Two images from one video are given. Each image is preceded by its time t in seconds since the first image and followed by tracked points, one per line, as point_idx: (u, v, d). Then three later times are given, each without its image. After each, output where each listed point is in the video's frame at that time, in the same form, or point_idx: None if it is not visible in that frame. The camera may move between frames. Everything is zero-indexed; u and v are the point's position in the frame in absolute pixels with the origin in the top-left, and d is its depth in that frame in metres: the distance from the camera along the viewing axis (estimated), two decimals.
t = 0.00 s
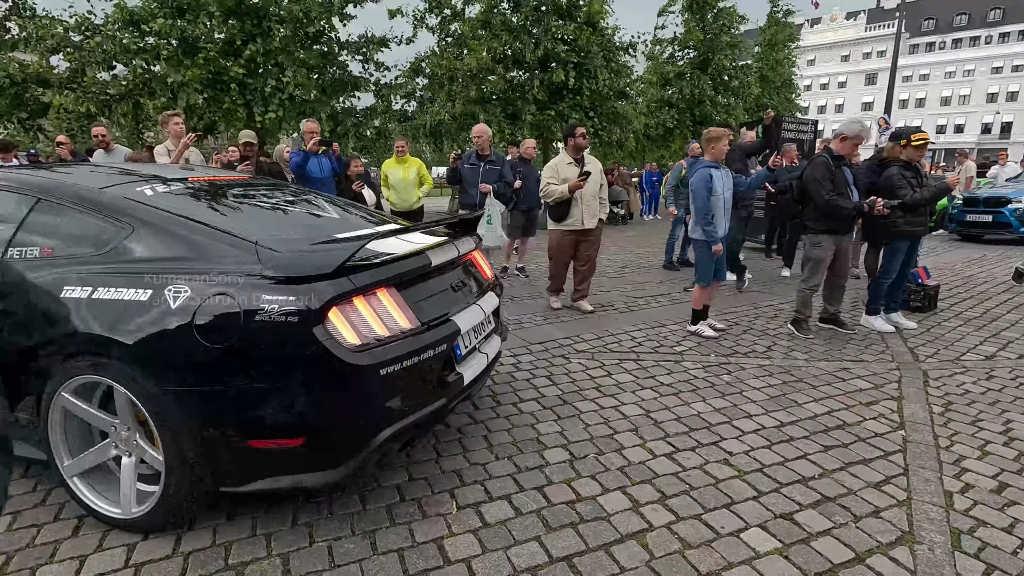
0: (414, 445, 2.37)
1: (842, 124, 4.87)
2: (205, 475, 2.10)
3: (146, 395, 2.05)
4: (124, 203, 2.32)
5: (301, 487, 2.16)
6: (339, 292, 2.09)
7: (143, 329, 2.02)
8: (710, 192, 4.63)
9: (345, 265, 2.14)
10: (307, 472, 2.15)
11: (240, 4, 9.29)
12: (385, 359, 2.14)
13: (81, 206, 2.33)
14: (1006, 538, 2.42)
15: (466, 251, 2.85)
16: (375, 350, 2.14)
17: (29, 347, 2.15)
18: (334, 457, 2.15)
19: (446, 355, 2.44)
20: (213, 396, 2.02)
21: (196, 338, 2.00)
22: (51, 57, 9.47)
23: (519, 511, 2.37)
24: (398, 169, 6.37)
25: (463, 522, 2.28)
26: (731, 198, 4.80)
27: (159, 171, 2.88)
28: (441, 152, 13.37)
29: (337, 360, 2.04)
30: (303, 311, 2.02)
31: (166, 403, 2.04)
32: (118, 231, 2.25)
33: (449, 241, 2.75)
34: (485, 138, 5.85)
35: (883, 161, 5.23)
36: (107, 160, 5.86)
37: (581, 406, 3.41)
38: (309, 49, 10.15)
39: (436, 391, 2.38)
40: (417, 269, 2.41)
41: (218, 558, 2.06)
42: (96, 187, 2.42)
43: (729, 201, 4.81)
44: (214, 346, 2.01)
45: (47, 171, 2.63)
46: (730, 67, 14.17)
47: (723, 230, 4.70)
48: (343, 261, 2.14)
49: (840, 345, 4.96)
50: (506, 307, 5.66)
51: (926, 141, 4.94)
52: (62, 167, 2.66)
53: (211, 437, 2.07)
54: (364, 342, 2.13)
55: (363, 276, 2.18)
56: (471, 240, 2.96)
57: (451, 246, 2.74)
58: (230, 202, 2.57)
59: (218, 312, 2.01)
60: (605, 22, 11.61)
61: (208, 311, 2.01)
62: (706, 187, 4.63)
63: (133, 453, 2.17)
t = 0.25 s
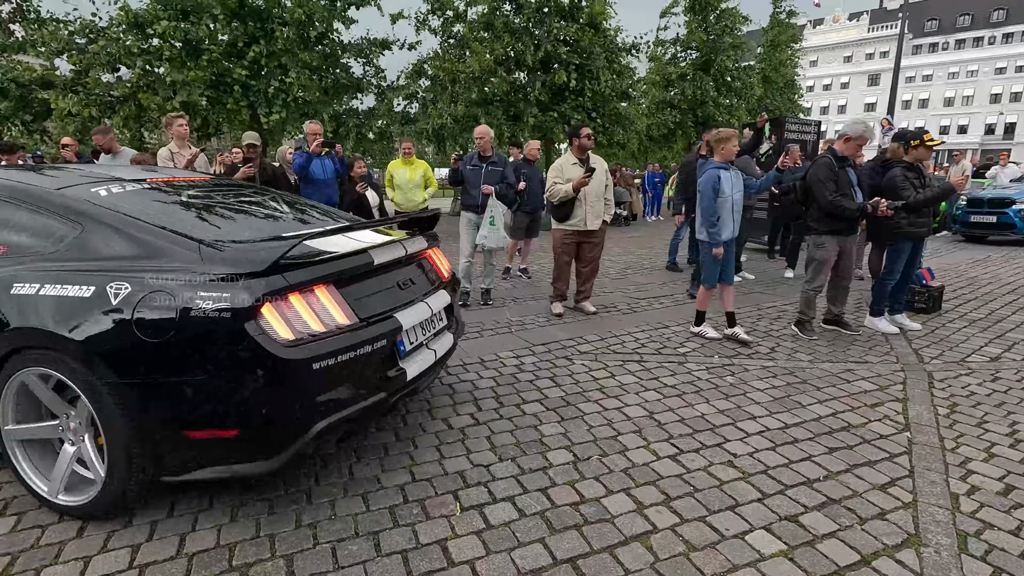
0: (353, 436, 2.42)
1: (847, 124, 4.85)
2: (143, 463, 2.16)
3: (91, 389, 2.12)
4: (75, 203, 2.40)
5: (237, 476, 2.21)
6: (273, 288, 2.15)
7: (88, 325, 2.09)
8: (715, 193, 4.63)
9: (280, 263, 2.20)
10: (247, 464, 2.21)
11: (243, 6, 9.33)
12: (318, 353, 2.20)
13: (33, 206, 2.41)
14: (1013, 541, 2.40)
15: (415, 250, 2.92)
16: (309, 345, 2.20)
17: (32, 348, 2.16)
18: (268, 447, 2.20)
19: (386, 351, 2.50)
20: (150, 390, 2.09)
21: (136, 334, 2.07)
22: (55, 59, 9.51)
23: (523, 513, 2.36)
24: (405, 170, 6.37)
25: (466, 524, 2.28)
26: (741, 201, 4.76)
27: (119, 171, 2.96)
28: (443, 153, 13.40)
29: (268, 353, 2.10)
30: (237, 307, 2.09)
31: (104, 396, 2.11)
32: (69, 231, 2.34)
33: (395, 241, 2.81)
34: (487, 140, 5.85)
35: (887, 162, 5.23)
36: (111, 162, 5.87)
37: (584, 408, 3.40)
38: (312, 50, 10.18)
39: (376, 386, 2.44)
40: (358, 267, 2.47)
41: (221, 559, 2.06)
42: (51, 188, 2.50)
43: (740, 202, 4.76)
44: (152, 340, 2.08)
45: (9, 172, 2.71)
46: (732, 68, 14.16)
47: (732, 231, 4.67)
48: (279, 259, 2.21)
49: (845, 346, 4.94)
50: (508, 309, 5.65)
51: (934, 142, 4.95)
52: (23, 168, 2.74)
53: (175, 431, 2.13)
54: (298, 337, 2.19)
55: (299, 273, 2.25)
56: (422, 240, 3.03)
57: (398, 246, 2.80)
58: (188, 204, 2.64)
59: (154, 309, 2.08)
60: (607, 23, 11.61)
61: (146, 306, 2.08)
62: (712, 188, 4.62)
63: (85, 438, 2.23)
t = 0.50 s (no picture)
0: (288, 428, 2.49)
1: (841, 126, 4.87)
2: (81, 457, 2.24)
3: (26, 383, 2.19)
4: (19, 202, 2.46)
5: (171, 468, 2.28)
6: (203, 285, 2.22)
7: (28, 323, 2.17)
8: (717, 194, 4.62)
9: (212, 261, 2.27)
10: (180, 456, 2.28)
11: (239, 7, 9.32)
12: (248, 348, 2.26)
13: None
14: (1009, 541, 2.41)
15: (359, 250, 2.98)
16: (239, 340, 2.26)
17: (25, 351, 2.16)
18: (202, 441, 2.27)
19: (324, 347, 2.56)
20: (84, 384, 2.17)
21: (70, 329, 2.15)
22: (49, 61, 9.48)
23: (519, 515, 2.36)
24: (405, 172, 6.39)
25: (463, 526, 2.28)
26: (744, 203, 4.74)
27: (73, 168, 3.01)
28: (440, 155, 13.40)
29: (196, 348, 2.17)
30: (167, 304, 2.16)
31: (39, 393, 2.19)
32: (13, 230, 2.41)
33: (339, 240, 2.87)
34: (482, 141, 5.86)
35: (881, 164, 5.24)
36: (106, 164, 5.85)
37: (581, 409, 3.40)
38: (308, 52, 10.18)
39: (314, 382, 2.50)
40: (295, 265, 2.53)
41: (217, 562, 2.05)
42: None
43: (743, 205, 4.75)
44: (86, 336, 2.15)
45: None
46: (728, 69, 14.20)
47: (734, 234, 4.67)
48: (210, 257, 2.28)
49: (841, 347, 4.96)
50: (505, 310, 5.65)
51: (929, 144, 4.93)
52: None
53: (109, 424, 2.20)
54: (228, 332, 2.25)
55: (232, 271, 2.31)
56: (368, 239, 3.09)
57: (341, 245, 2.86)
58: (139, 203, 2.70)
59: (87, 306, 2.15)
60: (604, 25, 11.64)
61: (82, 303, 2.16)
62: (715, 190, 4.62)
63: (23, 433, 2.29)
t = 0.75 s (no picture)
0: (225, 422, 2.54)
1: (829, 128, 4.92)
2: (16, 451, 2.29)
3: None
4: None
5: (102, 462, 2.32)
6: (129, 283, 2.27)
7: None
8: (712, 197, 4.64)
9: (138, 260, 2.33)
10: (110, 452, 2.32)
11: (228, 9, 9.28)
12: (174, 344, 2.31)
13: None
14: (995, 539, 2.44)
15: (301, 249, 3.02)
16: (166, 337, 2.31)
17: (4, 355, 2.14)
18: (131, 435, 2.32)
19: (257, 344, 2.61)
20: (15, 381, 2.21)
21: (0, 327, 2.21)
22: (35, 62, 9.39)
23: (510, 518, 2.36)
24: (397, 174, 6.39)
25: (453, 529, 2.27)
26: (739, 205, 4.77)
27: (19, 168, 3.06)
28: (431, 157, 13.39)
29: (121, 344, 2.22)
30: (91, 302, 2.21)
31: None
32: None
33: (278, 240, 2.91)
34: (473, 143, 5.86)
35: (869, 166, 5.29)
36: (92, 166, 5.79)
37: (572, 411, 3.41)
38: (298, 54, 10.14)
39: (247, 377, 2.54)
40: (229, 265, 2.58)
41: (204, 569, 2.03)
42: None
43: (738, 208, 4.77)
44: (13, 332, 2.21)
45: None
46: (719, 72, 14.29)
47: (729, 236, 4.68)
48: (136, 257, 2.33)
49: (829, 347, 5.00)
50: (496, 312, 5.66)
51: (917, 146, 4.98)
52: None
53: (40, 420, 2.25)
54: (156, 329, 2.30)
55: (159, 270, 2.36)
56: (311, 239, 3.12)
57: (280, 245, 2.90)
58: (81, 204, 2.76)
59: (15, 303, 2.21)
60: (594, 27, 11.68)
61: (13, 301, 2.22)
62: (710, 192, 4.65)
63: None
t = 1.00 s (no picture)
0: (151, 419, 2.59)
1: (809, 131, 4.99)
2: None
3: None
4: None
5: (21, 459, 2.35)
6: (49, 284, 2.31)
7: None
8: (697, 200, 4.69)
9: (59, 261, 2.36)
10: (30, 449, 2.35)
11: (209, 9, 9.18)
12: (93, 345, 2.36)
13: None
14: (970, 534, 2.49)
15: (235, 251, 3.08)
16: (86, 337, 2.37)
17: None
18: (51, 433, 2.36)
19: (184, 343, 2.67)
20: None
21: None
22: (9, 62, 9.20)
23: (496, 521, 2.35)
24: (377, 177, 6.31)
25: (438, 533, 2.26)
26: (723, 207, 4.80)
27: None
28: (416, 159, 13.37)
29: (38, 344, 2.25)
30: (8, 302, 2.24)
31: None
32: None
33: (211, 242, 2.95)
34: (457, 146, 5.86)
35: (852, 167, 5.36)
36: (69, 170, 5.68)
37: (557, 412, 3.42)
38: (281, 56, 10.06)
39: (171, 376, 2.61)
40: (156, 267, 2.63)
41: None
42: None
43: (723, 209, 4.81)
44: None
45: None
46: (701, 75, 14.45)
47: (714, 239, 4.73)
48: (58, 257, 2.37)
49: (811, 347, 5.08)
50: (481, 314, 5.66)
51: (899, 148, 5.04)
52: None
53: None
54: (75, 329, 2.35)
55: (81, 271, 2.41)
56: (248, 241, 3.18)
57: (213, 247, 2.94)
58: (10, 204, 2.79)
59: None
60: (578, 31, 11.74)
61: None
62: (695, 195, 4.69)
63: None
